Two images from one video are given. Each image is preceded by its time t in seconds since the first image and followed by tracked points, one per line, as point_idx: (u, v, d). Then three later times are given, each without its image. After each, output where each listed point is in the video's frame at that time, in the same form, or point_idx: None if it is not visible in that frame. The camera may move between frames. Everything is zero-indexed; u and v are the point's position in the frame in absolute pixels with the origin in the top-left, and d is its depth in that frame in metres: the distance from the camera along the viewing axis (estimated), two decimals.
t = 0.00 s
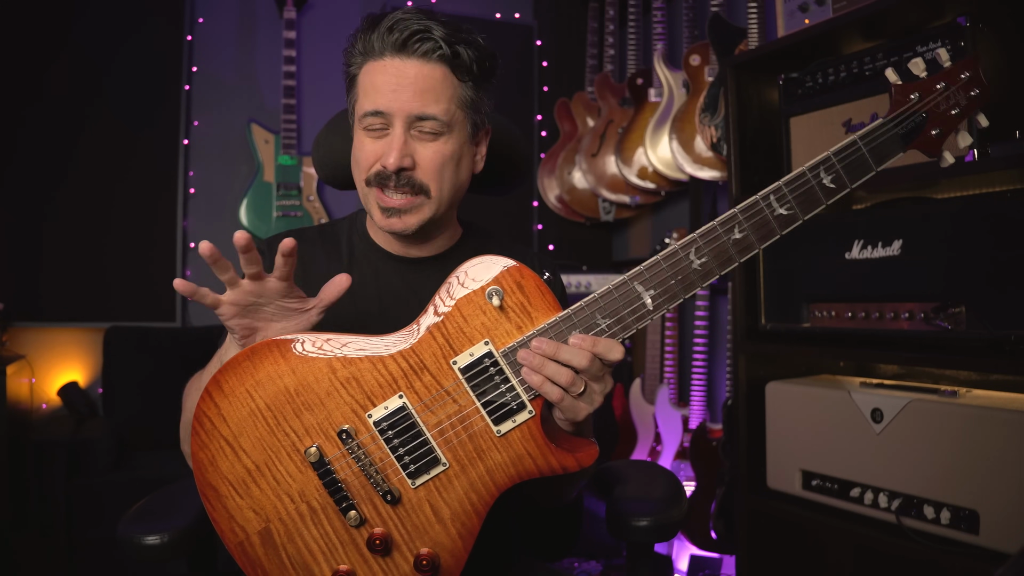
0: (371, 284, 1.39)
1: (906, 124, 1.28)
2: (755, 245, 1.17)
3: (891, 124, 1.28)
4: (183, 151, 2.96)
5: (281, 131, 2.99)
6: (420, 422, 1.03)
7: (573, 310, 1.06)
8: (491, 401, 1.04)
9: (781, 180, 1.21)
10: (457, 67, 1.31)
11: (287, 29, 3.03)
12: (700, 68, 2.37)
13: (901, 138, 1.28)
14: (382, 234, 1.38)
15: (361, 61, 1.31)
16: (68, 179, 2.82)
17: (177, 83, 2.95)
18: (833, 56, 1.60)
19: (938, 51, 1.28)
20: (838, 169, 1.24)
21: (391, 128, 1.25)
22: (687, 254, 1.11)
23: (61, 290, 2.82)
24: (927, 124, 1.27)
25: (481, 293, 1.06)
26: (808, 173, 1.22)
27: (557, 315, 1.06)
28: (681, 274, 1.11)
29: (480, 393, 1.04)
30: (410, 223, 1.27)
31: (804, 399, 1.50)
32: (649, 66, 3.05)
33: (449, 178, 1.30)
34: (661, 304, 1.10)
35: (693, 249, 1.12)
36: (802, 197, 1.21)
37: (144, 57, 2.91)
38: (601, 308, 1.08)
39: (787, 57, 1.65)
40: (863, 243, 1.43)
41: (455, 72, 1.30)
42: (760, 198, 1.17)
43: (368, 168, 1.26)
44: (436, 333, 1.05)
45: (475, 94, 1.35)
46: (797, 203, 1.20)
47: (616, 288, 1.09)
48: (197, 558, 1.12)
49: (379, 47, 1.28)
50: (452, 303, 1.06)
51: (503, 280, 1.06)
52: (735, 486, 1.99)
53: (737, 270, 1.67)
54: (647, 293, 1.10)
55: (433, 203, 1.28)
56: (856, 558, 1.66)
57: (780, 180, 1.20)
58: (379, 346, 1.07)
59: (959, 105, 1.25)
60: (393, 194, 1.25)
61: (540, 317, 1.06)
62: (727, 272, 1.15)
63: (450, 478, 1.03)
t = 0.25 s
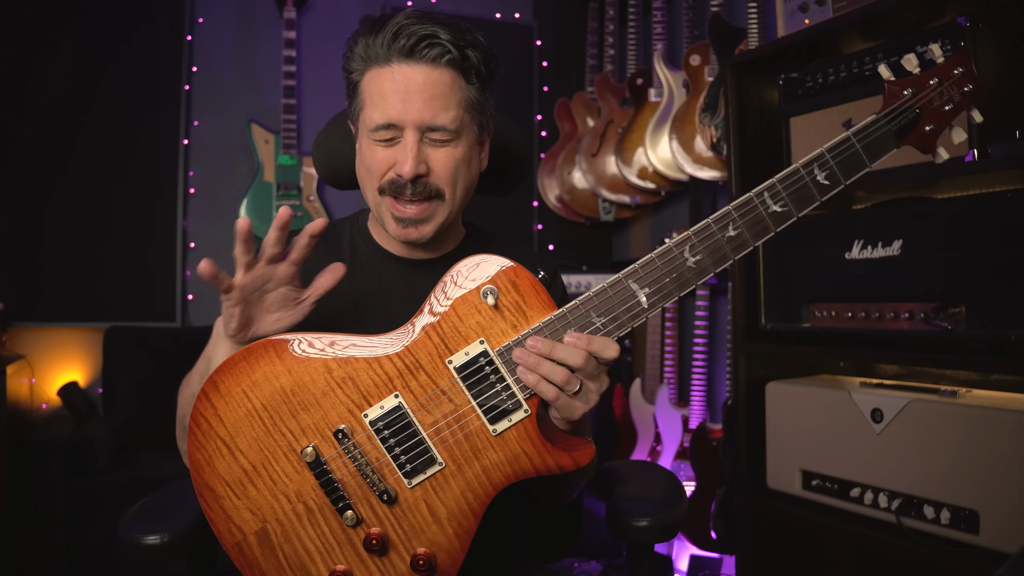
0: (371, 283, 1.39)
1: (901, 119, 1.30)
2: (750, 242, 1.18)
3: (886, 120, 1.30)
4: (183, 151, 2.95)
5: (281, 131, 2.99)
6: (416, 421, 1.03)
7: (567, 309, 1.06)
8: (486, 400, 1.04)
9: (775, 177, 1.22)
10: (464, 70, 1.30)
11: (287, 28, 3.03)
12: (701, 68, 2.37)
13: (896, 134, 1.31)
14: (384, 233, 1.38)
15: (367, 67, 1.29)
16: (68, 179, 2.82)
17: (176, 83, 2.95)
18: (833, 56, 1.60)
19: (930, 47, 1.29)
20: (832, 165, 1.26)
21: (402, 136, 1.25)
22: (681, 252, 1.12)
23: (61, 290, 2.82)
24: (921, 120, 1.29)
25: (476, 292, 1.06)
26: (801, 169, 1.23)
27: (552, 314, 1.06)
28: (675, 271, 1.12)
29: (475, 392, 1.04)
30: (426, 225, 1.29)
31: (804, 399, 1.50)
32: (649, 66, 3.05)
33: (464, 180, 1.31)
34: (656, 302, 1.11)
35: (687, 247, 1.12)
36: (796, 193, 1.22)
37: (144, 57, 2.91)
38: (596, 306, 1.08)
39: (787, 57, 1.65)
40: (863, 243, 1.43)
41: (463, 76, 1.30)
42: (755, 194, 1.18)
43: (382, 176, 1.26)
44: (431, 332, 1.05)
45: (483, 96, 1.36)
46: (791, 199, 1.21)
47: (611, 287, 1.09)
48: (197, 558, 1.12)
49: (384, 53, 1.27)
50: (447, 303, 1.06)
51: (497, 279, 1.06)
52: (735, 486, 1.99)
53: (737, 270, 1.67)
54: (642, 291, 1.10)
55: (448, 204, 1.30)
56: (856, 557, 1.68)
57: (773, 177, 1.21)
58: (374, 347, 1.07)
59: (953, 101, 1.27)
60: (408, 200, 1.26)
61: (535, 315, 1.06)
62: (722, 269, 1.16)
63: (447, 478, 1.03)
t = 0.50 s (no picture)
0: (371, 284, 1.39)
1: (919, 137, 1.27)
2: (765, 256, 1.18)
3: (903, 136, 1.27)
4: (183, 151, 2.95)
5: (281, 131, 2.99)
6: (423, 426, 1.04)
7: (579, 318, 1.07)
8: (495, 407, 1.05)
9: (791, 192, 1.22)
10: (430, 53, 1.30)
11: (287, 28, 3.03)
12: (700, 68, 2.37)
13: (913, 151, 1.27)
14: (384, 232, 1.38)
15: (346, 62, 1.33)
16: (68, 179, 2.82)
17: (176, 83, 2.95)
18: (833, 56, 1.60)
19: (951, 63, 1.25)
20: (849, 181, 1.25)
21: (374, 125, 1.26)
22: (696, 264, 1.12)
23: (61, 290, 2.82)
24: (938, 137, 1.26)
25: (488, 298, 1.07)
26: (818, 184, 1.23)
27: (564, 322, 1.07)
28: (689, 283, 1.12)
29: (484, 399, 1.05)
30: (404, 217, 1.26)
31: (804, 399, 1.50)
32: (648, 66, 3.05)
33: (439, 169, 1.29)
34: (668, 313, 1.11)
35: (702, 259, 1.13)
36: (812, 208, 1.22)
37: (144, 57, 2.91)
38: (607, 315, 1.08)
39: (787, 57, 1.65)
40: (863, 243, 1.43)
41: (433, 59, 1.31)
42: (772, 208, 1.18)
43: (358, 167, 1.27)
44: (441, 337, 1.06)
45: (459, 81, 1.35)
46: (807, 215, 1.21)
47: (624, 297, 1.09)
48: (198, 558, 1.12)
49: (356, 45, 1.30)
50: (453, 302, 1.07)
51: (509, 285, 1.07)
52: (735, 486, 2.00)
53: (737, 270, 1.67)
54: (656, 302, 1.10)
55: (423, 195, 1.27)
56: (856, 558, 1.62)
57: (790, 192, 1.21)
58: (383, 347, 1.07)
59: (970, 119, 1.24)
60: (384, 190, 1.25)
61: (546, 323, 1.07)
62: (735, 282, 1.16)
63: (452, 483, 1.04)
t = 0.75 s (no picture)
0: (371, 284, 1.39)
1: (935, 159, 1.26)
2: (777, 273, 1.20)
3: (920, 159, 1.26)
4: (183, 151, 2.95)
5: (281, 131, 2.99)
6: (431, 434, 1.05)
7: (590, 330, 1.09)
8: (503, 417, 1.07)
9: (806, 210, 1.23)
10: (430, 62, 1.29)
11: (287, 28, 3.03)
12: (701, 68, 2.37)
13: (930, 173, 1.26)
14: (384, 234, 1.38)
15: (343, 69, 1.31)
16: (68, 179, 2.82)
17: (176, 83, 2.95)
18: (833, 56, 1.60)
19: (970, 86, 1.21)
20: (864, 203, 1.25)
21: (374, 137, 1.26)
22: (709, 280, 1.14)
23: (61, 290, 2.82)
24: (953, 161, 1.25)
25: (501, 308, 1.08)
26: (833, 205, 1.24)
27: (574, 334, 1.09)
28: (701, 299, 1.14)
29: (493, 408, 1.07)
30: (405, 229, 1.27)
31: (805, 399, 1.49)
32: (648, 66, 3.05)
33: (440, 183, 1.29)
34: (679, 328, 1.13)
35: (714, 275, 1.15)
36: (825, 228, 1.23)
37: (144, 57, 2.91)
38: (619, 329, 1.11)
39: (787, 57, 1.65)
40: (863, 243, 1.43)
41: (432, 68, 1.30)
42: (785, 227, 1.20)
43: (358, 179, 1.27)
44: (451, 344, 1.07)
45: (459, 89, 1.34)
46: (820, 233, 1.23)
47: (637, 312, 1.11)
48: (197, 557, 1.12)
49: (352, 53, 1.28)
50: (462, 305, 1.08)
51: (521, 295, 1.08)
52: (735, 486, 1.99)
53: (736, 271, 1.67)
54: (667, 317, 1.12)
55: (424, 208, 1.27)
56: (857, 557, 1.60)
57: (806, 211, 1.22)
58: (394, 347, 1.08)
59: (985, 143, 1.25)
60: (385, 204, 1.25)
61: (556, 334, 1.09)
62: (746, 298, 1.18)
63: (457, 490, 1.05)
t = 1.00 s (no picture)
0: (371, 284, 1.39)
1: (936, 159, 1.25)
2: (778, 273, 1.20)
3: (920, 159, 1.26)
4: (183, 151, 2.95)
5: (281, 131, 2.99)
6: (432, 434, 1.06)
7: (591, 330, 1.09)
8: (505, 417, 1.07)
9: (808, 211, 1.23)
10: (435, 67, 1.29)
11: (287, 28, 3.03)
12: (701, 68, 2.37)
13: (930, 173, 1.26)
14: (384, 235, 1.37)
15: (345, 71, 1.30)
16: (68, 179, 2.82)
17: (176, 83, 2.95)
18: (833, 56, 1.60)
19: (970, 86, 1.20)
20: (865, 202, 1.25)
21: (378, 143, 1.26)
22: (710, 280, 1.14)
23: (61, 290, 2.82)
24: (954, 160, 1.25)
25: (502, 308, 1.08)
26: (835, 204, 1.24)
27: (575, 334, 1.09)
28: (702, 298, 1.14)
29: (495, 408, 1.07)
30: (410, 234, 1.28)
31: (805, 400, 1.49)
32: (648, 66, 3.05)
33: (444, 189, 1.30)
34: (680, 328, 1.13)
35: (716, 275, 1.15)
36: (827, 228, 1.23)
37: (144, 57, 2.91)
38: (620, 329, 1.11)
39: (787, 57, 1.65)
40: (863, 243, 1.43)
41: (436, 74, 1.29)
42: (788, 228, 1.20)
43: (362, 185, 1.27)
44: (452, 344, 1.07)
45: (463, 93, 1.34)
46: (821, 234, 1.23)
47: (638, 312, 1.11)
48: (197, 558, 1.12)
49: (355, 56, 1.27)
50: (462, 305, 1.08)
51: (522, 295, 1.08)
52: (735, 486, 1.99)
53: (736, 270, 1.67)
54: (668, 317, 1.12)
55: (430, 215, 1.28)
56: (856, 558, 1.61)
57: (807, 211, 1.22)
58: (395, 347, 1.08)
59: (987, 142, 1.24)
60: (390, 210, 1.26)
61: (558, 334, 1.09)
62: (748, 298, 1.18)
63: (459, 490, 1.05)
